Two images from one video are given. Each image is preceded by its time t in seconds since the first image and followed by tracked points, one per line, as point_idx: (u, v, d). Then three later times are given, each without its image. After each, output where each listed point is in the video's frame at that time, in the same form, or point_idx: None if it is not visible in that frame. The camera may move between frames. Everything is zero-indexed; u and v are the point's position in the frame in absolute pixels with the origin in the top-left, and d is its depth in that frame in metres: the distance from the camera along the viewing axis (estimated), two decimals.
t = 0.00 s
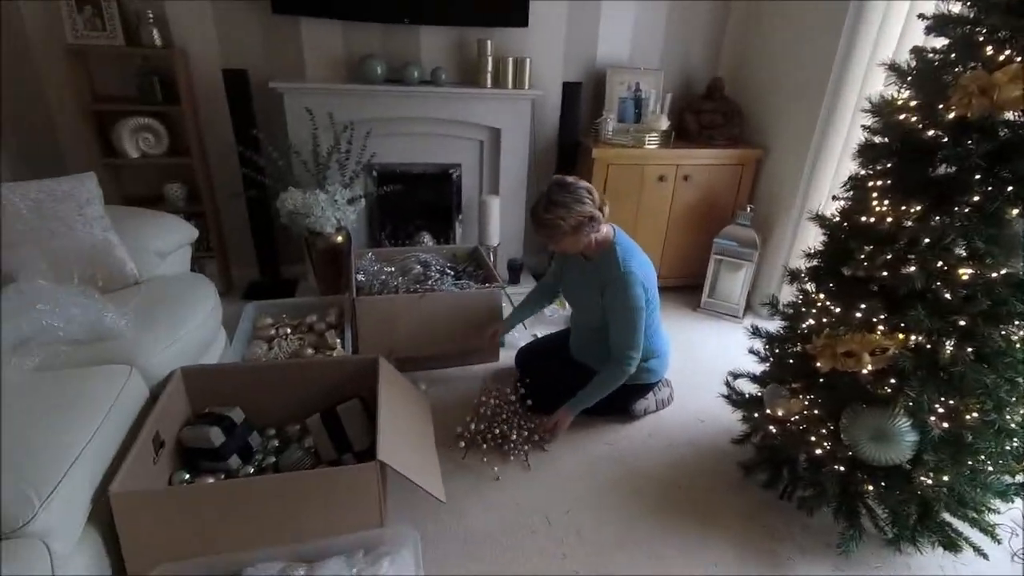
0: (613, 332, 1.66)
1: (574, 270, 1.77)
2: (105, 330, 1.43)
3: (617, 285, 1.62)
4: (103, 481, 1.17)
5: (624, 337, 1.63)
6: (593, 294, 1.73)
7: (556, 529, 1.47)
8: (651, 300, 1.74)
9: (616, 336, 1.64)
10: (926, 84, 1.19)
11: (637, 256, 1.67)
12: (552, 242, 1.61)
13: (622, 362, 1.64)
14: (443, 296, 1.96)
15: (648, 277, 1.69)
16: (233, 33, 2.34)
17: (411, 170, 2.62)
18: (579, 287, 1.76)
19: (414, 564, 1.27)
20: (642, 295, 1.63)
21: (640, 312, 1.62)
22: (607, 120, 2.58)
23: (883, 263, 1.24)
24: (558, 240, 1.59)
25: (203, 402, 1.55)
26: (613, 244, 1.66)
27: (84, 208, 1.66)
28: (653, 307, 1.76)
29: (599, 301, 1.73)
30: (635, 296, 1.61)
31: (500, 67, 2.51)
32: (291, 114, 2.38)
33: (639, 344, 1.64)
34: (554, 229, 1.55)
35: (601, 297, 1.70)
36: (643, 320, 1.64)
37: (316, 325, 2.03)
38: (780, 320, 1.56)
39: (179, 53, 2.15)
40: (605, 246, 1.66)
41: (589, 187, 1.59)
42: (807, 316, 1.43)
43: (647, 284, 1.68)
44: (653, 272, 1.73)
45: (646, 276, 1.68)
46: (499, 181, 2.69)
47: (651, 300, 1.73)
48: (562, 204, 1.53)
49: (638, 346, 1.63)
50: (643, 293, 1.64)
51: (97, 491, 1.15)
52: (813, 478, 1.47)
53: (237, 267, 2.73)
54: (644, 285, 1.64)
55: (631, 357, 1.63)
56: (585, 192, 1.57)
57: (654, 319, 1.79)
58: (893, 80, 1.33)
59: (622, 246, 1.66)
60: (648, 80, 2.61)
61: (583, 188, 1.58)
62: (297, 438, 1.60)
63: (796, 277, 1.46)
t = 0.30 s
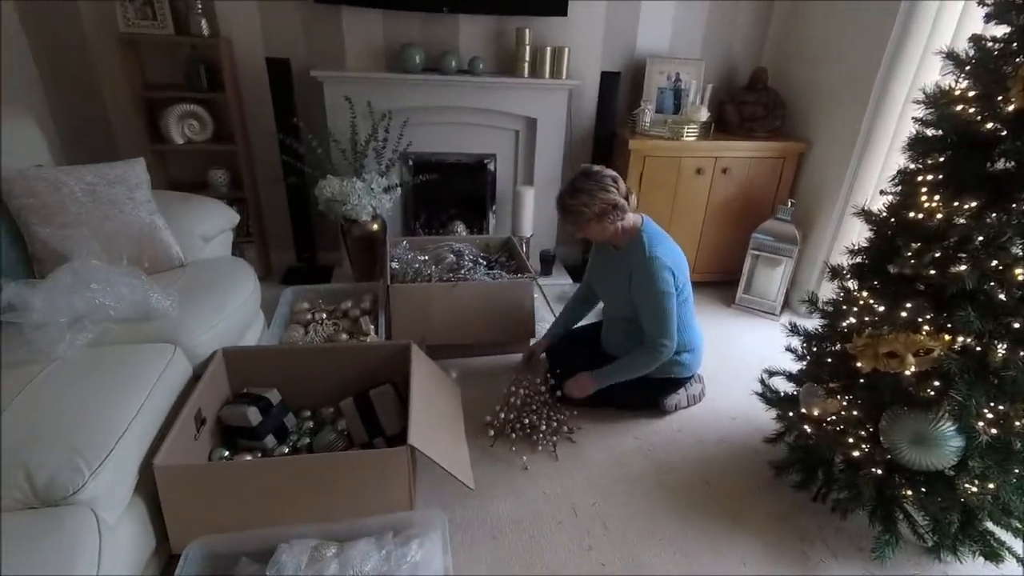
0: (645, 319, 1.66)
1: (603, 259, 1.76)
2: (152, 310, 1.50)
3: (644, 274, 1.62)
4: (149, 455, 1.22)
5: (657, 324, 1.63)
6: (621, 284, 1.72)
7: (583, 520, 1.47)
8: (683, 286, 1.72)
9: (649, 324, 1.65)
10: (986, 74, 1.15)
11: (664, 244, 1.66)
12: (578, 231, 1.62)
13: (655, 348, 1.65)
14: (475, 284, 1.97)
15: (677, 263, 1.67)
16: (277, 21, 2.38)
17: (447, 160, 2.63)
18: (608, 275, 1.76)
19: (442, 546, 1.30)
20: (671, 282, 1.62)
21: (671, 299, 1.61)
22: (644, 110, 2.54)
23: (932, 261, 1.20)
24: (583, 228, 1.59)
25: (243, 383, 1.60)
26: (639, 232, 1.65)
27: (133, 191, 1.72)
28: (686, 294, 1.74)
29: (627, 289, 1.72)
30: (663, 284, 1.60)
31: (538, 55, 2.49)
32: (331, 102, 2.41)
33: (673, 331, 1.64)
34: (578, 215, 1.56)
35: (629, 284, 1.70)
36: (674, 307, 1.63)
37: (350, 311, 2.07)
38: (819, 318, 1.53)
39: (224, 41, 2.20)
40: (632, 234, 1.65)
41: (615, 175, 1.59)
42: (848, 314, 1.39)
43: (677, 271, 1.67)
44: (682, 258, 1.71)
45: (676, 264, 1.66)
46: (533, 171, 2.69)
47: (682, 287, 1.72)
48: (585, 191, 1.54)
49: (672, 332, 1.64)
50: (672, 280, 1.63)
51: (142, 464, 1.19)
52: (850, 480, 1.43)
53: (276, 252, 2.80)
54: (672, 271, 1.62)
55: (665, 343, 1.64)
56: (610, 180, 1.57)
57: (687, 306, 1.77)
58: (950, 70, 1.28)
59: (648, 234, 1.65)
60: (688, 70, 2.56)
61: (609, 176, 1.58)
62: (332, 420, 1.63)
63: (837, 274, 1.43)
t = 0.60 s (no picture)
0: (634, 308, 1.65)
1: (607, 251, 1.76)
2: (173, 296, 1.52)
3: (640, 263, 1.61)
4: (168, 439, 1.24)
5: (641, 313, 1.62)
6: (620, 274, 1.72)
7: (594, 515, 1.47)
8: (684, 280, 1.70)
9: (635, 313, 1.64)
10: (1018, 72, 1.12)
11: (666, 235, 1.65)
12: (579, 223, 1.62)
13: (636, 337, 1.64)
14: (490, 277, 1.97)
15: (678, 255, 1.65)
16: (299, 12, 2.40)
17: (465, 152, 2.64)
18: (610, 265, 1.76)
19: (453, 536, 1.31)
20: (668, 273, 1.61)
21: (662, 289, 1.60)
22: (665, 105, 2.52)
23: (957, 263, 1.19)
24: (583, 221, 1.59)
25: (259, 370, 1.63)
26: (640, 223, 1.65)
27: (157, 179, 1.75)
28: (688, 288, 1.71)
29: (625, 279, 1.72)
30: (657, 274, 1.59)
31: (559, 49, 2.48)
32: (351, 93, 2.42)
33: (657, 322, 1.62)
34: (576, 209, 1.56)
35: (626, 273, 1.69)
36: (666, 298, 1.62)
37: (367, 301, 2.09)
38: (837, 318, 1.52)
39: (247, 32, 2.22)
40: (633, 225, 1.64)
41: (614, 169, 1.59)
42: (868, 315, 1.38)
43: (677, 263, 1.65)
44: (686, 251, 1.70)
45: (676, 256, 1.64)
46: (551, 165, 2.68)
47: (682, 281, 1.69)
48: (584, 184, 1.54)
49: (655, 323, 1.62)
50: (669, 270, 1.61)
51: (162, 447, 1.22)
52: (865, 484, 1.40)
53: (295, 242, 2.83)
54: (668, 262, 1.60)
55: (646, 333, 1.63)
56: (609, 172, 1.57)
57: (694, 301, 1.74)
58: (981, 67, 1.25)
59: (649, 225, 1.64)
60: (710, 65, 2.53)
61: (607, 169, 1.57)
62: (346, 410, 1.65)
63: (858, 274, 1.42)
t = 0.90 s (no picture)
0: (620, 301, 1.65)
1: (606, 247, 1.77)
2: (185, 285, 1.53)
3: (630, 256, 1.61)
4: (177, 426, 1.25)
5: (624, 306, 1.62)
6: (613, 268, 1.72)
7: (600, 511, 1.47)
8: (679, 276, 1.69)
9: (620, 304, 1.64)
10: None
11: (661, 230, 1.64)
12: (575, 221, 1.64)
13: (618, 328, 1.63)
14: (499, 271, 1.97)
15: (672, 250, 1.65)
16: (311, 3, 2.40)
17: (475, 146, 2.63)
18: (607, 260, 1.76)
19: (459, 527, 1.32)
20: (656, 266, 1.60)
21: (647, 283, 1.60)
22: (677, 101, 2.50)
23: (972, 262, 1.18)
24: (580, 219, 1.61)
25: (267, 360, 1.64)
26: (634, 219, 1.65)
27: (169, 169, 1.75)
28: (683, 285, 1.70)
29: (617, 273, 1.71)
30: (644, 267, 1.59)
31: (571, 43, 2.47)
32: (363, 85, 2.42)
33: (641, 314, 1.61)
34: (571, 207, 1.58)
35: (618, 267, 1.69)
36: (652, 292, 1.61)
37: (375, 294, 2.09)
38: (848, 318, 1.51)
39: (259, 23, 2.23)
40: (628, 220, 1.64)
41: (608, 167, 1.60)
42: (880, 315, 1.36)
43: (669, 258, 1.64)
44: (682, 247, 1.69)
45: (669, 250, 1.64)
46: (561, 160, 2.67)
47: (676, 276, 1.68)
48: (578, 182, 1.56)
49: (639, 315, 1.61)
50: (659, 264, 1.61)
51: (172, 434, 1.23)
52: (874, 484, 1.40)
53: (305, 234, 2.84)
54: (658, 256, 1.60)
55: (627, 324, 1.62)
56: (603, 170, 1.58)
57: (692, 298, 1.72)
58: (999, 65, 1.24)
59: (643, 220, 1.64)
60: (724, 61, 2.51)
61: (602, 167, 1.59)
62: (354, 402, 1.66)
63: (870, 273, 1.41)
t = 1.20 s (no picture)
0: (627, 299, 1.64)
1: (607, 243, 1.77)
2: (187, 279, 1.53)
3: (632, 253, 1.61)
4: (179, 422, 1.25)
5: (632, 303, 1.61)
6: (616, 265, 1.71)
7: (601, 505, 1.48)
8: (681, 271, 1.69)
9: (628, 302, 1.63)
10: None
11: (660, 226, 1.64)
12: (575, 217, 1.66)
13: (630, 327, 1.62)
14: (501, 266, 1.97)
15: (672, 245, 1.64)
16: None
17: (477, 141, 2.63)
18: (608, 257, 1.76)
19: (461, 520, 1.33)
20: (659, 263, 1.60)
21: (652, 280, 1.59)
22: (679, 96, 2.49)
23: (976, 257, 1.18)
24: (579, 215, 1.63)
25: (270, 355, 1.64)
26: (634, 215, 1.65)
27: (171, 163, 1.76)
28: (686, 279, 1.70)
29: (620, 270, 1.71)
30: (648, 263, 1.58)
31: (573, 37, 2.46)
32: (364, 80, 2.42)
33: (651, 311, 1.60)
34: (569, 203, 1.60)
35: (620, 264, 1.68)
36: (659, 289, 1.60)
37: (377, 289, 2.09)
38: (850, 313, 1.51)
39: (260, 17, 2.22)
40: (626, 216, 1.65)
41: (607, 163, 1.61)
42: (883, 310, 1.36)
43: (670, 253, 1.64)
44: (682, 242, 1.68)
45: (671, 246, 1.64)
46: (563, 155, 2.66)
47: (678, 271, 1.68)
48: (575, 179, 1.57)
49: (649, 311, 1.60)
50: (661, 260, 1.60)
51: (174, 429, 1.23)
52: (876, 479, 1.40)
53: (307, 229, 2.84)
54: (661, 252, 1.60)
55: (641, 323, 1.61)
56: (601, 167, 1.59)
57: (693, 293, 1.72)
58: (1004, 58, 1.23)
59: (642, 216, 1.64)
60: (726, 56, 2.50)
61: (600, 163, 1.60)
62: (356, 396, 1.66)
63: (873, 268, 1.40)
